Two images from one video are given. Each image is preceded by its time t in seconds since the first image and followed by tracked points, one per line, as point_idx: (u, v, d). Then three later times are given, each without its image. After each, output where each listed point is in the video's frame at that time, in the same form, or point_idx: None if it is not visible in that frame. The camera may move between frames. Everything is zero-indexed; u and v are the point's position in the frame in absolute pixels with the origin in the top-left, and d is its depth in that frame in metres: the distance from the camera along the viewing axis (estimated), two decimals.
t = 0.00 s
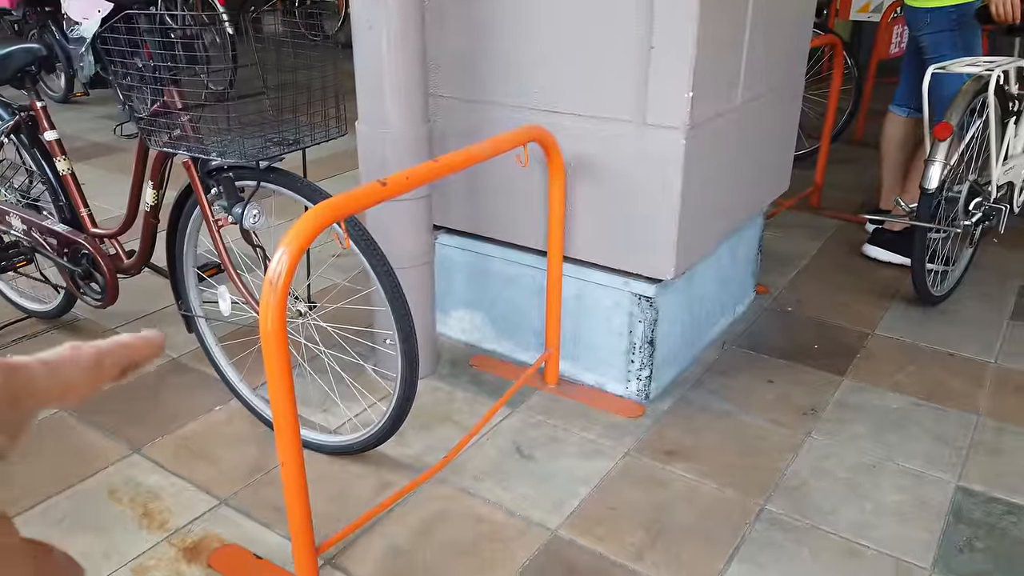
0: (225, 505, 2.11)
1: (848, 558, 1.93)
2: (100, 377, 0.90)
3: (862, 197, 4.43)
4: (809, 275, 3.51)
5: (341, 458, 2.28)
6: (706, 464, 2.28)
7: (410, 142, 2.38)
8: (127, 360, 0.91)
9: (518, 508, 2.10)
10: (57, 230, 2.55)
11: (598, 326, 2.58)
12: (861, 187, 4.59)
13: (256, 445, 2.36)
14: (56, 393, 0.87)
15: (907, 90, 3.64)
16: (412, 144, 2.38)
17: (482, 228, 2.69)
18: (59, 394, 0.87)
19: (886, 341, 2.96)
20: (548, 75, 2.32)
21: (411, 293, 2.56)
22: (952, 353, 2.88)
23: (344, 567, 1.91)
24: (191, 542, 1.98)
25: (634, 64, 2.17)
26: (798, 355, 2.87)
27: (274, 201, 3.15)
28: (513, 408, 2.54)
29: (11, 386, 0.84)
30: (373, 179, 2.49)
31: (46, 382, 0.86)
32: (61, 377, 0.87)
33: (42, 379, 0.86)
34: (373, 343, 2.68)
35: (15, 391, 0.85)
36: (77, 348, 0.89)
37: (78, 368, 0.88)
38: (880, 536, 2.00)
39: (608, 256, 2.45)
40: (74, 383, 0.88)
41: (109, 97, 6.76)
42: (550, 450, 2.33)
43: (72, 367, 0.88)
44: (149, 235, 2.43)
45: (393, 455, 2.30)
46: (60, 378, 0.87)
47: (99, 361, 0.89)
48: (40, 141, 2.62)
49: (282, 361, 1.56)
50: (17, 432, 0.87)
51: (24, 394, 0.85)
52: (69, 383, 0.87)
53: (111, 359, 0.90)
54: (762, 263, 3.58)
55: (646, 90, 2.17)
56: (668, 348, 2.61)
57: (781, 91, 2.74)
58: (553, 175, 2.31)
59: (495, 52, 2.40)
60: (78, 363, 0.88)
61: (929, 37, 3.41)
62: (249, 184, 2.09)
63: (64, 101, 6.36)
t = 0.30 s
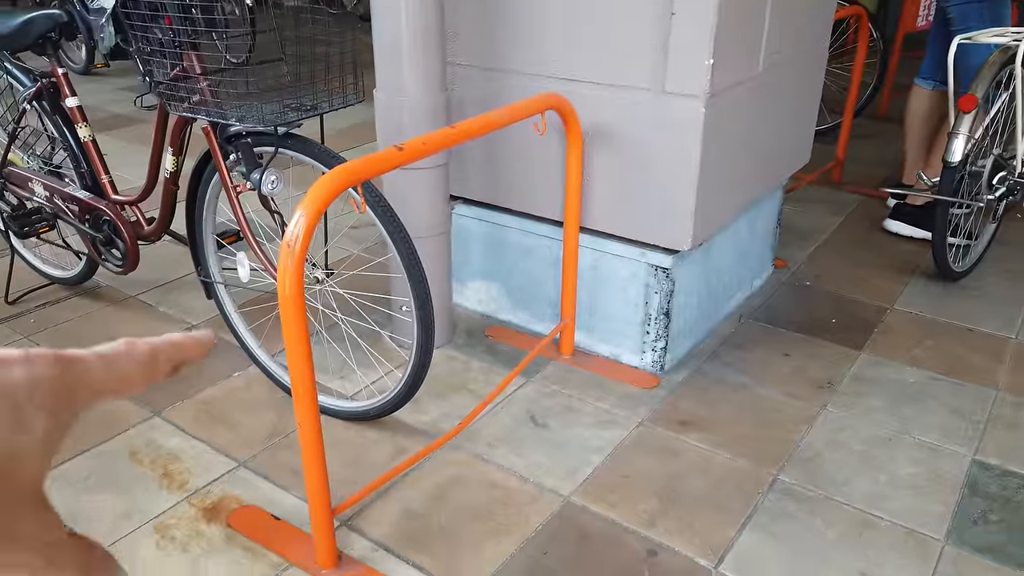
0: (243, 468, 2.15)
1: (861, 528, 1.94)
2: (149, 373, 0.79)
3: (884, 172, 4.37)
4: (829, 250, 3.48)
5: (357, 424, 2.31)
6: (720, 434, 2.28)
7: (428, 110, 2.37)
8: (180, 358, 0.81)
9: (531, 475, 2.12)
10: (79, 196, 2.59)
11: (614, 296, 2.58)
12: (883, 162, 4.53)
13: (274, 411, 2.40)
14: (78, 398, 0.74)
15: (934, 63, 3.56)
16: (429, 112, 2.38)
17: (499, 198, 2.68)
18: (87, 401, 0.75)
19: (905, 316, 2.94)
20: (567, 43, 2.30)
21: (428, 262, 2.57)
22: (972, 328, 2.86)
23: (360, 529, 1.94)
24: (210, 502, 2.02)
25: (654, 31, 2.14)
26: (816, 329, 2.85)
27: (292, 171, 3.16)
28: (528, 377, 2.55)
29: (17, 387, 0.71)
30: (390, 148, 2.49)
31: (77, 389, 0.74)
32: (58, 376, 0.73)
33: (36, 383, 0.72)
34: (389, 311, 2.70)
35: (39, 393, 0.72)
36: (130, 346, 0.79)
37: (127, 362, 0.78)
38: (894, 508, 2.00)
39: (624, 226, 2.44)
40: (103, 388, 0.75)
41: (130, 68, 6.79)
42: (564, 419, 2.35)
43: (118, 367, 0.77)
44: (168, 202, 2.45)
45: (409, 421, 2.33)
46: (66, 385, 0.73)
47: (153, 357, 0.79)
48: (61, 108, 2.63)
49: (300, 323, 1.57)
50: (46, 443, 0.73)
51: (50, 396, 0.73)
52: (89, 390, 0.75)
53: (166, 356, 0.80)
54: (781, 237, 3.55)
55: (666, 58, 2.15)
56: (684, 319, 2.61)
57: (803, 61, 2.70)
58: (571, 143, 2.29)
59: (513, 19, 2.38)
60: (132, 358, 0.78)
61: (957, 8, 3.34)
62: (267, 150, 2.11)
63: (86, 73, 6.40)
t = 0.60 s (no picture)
0: (252, 437, 2.18)
1: (866, 503, 1.94)
2: (168, 401, 0.51)
3: (899, 149, 4.32)
4: (841, 227, 3.45)
5: (365, 395, 2.33)
6: (726, 409, 2.28)
7: (437, 81, 2.36)
8: (205, 380, 0.53)
9: (537, 447, 2.13)
10: (89, 167, 2.60)
11: (622, 271, 2.57)
12: (898, 139, 4.47)
13: (283, 382, 2.42)
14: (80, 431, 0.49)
15: (952, 38, 3.50)
16: (437, 83, 2.37)
17: (508, 172, 2.67)
18: (91, 435, 0.48)
19: (916, 293, 2.92)
20: (577, 14, 2.28)
21: (436, 236, 2.57)
22: (984, 306, 2.83)
23: (367, 497, 1.96)
24: (220, 470, 2.05)
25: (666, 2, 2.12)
26: (825, 305, 2.84)
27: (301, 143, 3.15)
28: (535, 351, 2.56)
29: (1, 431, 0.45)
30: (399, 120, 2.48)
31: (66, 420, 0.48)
32: (67, 407, 0.47)
33: (42, 414, 0.47)
34: (398, 285, 2.71)
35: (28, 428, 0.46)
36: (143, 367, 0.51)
37: (150, 388, 0.50)
38: (900, 483, 2.00)
39: (633, 200, 2.43)
40: (115, 416, 0.49)
41: (142, 41, 6.77)
42: (571, 393, 2.36)
43: (135, 392, 0.50)
44: (178, 174, 2.46)
45: (416, 393, 2.35)
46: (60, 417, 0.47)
47: (172, 380, 0.51)
48: (71, 78, 2.64)
49: (307, 293, 1.58)
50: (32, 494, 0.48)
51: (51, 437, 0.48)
52: (95, 419, 0.48)
53: (184, 378, 0.52)
54: (792, 214, 3.53)
55: (677, 29, 2.12)
56: (692, 294, 2.60)
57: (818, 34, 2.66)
58: (580, 116, 2.28)
59: None
60: (151, 382, 0.50)
61: None
62: (275, 121, 2.10)
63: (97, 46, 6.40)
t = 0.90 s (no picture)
0: (258, 418, 2.19)
1: (871, 487, 1.94)
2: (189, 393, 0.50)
3: (911, 130, 4.27)
4: (850, 210, 3.42)
5: (370, 376, 2.33)
6: (731, 392, 2.28)
7: (442, 61, 2.34)
8: (223, 373, 0.51)
9: (542, 429, 2.14)
10: (95, 147, 2.60)
11: (628, 253, 2.56)
12: (910, 120, 4.42)
13: (288, 363, 2.43)
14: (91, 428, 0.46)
15: (966, 18, 3.44)
16: (443, 63, 2.34)
17: (514, 153, 2.66)
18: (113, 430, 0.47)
19: (925, 276, 2.89)
20: None
21: (441, 217, 2.56)
22: (994, 290, 2.81)
23: (372, 478, 1.97)
24: (226, 450, 2.06)
25: None
26: (833, 288, 2.83)
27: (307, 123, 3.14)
28: (540, 333, 2.55)
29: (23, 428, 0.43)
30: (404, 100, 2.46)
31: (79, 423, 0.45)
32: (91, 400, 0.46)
33: (63, 409, 0.45)
34: (403, 266, 2.71)
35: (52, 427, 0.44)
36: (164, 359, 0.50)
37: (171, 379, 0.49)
38: (905, 468, 2.00)
39: (640, 182, 2.41)
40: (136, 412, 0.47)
41: (149, 19, 6.75)
42: (576, 375, 2.36)
43: (156, 384, 0.48)
44: (183, 154, 2.45)
45: (421, 375, 2.35)
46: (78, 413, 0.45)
47: (192, 372, 0.50)
48: (76, 57, 2.62)
49: (310, 275, 1.58)
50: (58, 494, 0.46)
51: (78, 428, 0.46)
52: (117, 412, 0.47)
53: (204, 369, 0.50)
54: (801, 196, 3.50)
55: (686, 8, 2.09)
56: (699, 277, 2.59)
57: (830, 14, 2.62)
58: (587, 96, 2.25)
59: None
60: (170, 373, 0.49)
61: None
62: (280, 101, 2.09)
63: (104, 24, 6.38)
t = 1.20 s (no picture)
0: (259, 398, 2.19)
1: (873, 469, 1.93)
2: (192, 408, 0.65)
3: (919, 112, 4.22)
4: (856, 192, 3.39)
5: (372, 357, 2.33)
6: (733, 374, 2.27)
7: (444, 38, 2.31)
8: (225, 392, 0.66)
9: (543, 411, 2.13)
10: (94, 126, 2.58)
11: (631, 235, 2.54)
12: (918, 101, 4.37)
13: (290, 343, 2.42)
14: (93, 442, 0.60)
15: None
16: (445, 41, 2.32)
17: (517, 133, 2.63)
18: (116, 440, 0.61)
19: (930, 259, 2.87)
20: None
21: (443, 198, 2.54)
22: (1000, 273, 2.78)
23: (373, 459, 1.97)
24: (227, 430, 2.06)
25: None
26: (838, 271, 2.81)
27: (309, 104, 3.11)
28: (542, 315, 2.54)
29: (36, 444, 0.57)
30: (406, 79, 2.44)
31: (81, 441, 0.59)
32: (97, 410, 0.60)
33: (67, 420, 0.58)
34: (405, 247, 2.69)
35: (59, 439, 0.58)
36: (171, 378, 0.64)
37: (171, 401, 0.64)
38: (908, 451, 1.99)
39: (643, 163, 2.38)
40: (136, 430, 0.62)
41: None
42: (577, 357, 2.35)
43: (163, 396, 0.63)
44: (183, 132, 2.43)
45: (423, 356, 2.34)
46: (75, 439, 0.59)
47: (199, 388, 0.65)
48: (76, 35, 2.61)
49: (309, 254, 1.57)
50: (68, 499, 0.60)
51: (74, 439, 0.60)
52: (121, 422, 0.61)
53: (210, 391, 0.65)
54: (806, 178, 3.47)
55: None
56: (702, 259, 2.57)
57: None
58: (590, 75, 2.23)
59: None
60: (179, 389, 0.64)
61: None
62: (279, 80, 2.06)
63: (106, 5, 6.35)
